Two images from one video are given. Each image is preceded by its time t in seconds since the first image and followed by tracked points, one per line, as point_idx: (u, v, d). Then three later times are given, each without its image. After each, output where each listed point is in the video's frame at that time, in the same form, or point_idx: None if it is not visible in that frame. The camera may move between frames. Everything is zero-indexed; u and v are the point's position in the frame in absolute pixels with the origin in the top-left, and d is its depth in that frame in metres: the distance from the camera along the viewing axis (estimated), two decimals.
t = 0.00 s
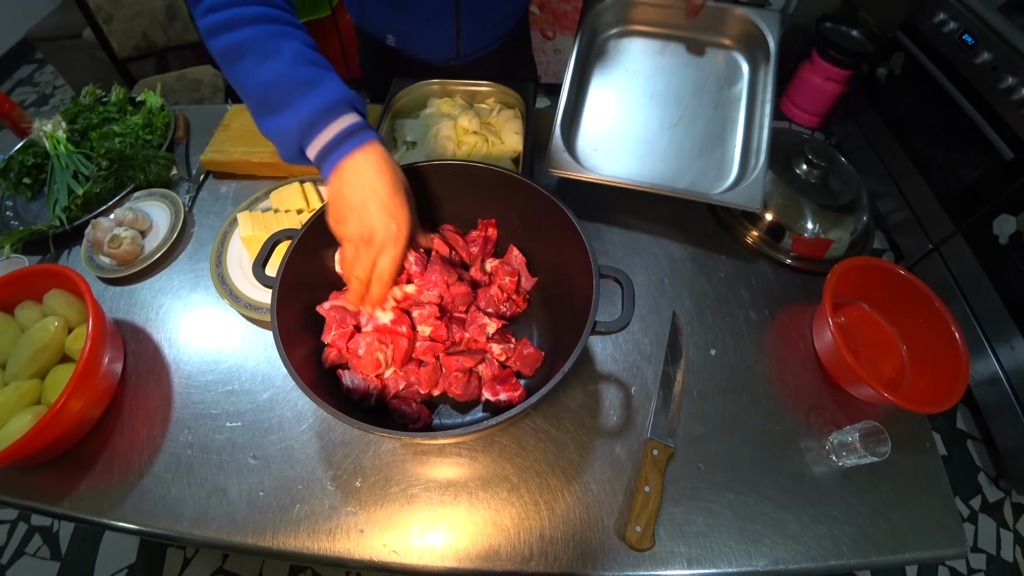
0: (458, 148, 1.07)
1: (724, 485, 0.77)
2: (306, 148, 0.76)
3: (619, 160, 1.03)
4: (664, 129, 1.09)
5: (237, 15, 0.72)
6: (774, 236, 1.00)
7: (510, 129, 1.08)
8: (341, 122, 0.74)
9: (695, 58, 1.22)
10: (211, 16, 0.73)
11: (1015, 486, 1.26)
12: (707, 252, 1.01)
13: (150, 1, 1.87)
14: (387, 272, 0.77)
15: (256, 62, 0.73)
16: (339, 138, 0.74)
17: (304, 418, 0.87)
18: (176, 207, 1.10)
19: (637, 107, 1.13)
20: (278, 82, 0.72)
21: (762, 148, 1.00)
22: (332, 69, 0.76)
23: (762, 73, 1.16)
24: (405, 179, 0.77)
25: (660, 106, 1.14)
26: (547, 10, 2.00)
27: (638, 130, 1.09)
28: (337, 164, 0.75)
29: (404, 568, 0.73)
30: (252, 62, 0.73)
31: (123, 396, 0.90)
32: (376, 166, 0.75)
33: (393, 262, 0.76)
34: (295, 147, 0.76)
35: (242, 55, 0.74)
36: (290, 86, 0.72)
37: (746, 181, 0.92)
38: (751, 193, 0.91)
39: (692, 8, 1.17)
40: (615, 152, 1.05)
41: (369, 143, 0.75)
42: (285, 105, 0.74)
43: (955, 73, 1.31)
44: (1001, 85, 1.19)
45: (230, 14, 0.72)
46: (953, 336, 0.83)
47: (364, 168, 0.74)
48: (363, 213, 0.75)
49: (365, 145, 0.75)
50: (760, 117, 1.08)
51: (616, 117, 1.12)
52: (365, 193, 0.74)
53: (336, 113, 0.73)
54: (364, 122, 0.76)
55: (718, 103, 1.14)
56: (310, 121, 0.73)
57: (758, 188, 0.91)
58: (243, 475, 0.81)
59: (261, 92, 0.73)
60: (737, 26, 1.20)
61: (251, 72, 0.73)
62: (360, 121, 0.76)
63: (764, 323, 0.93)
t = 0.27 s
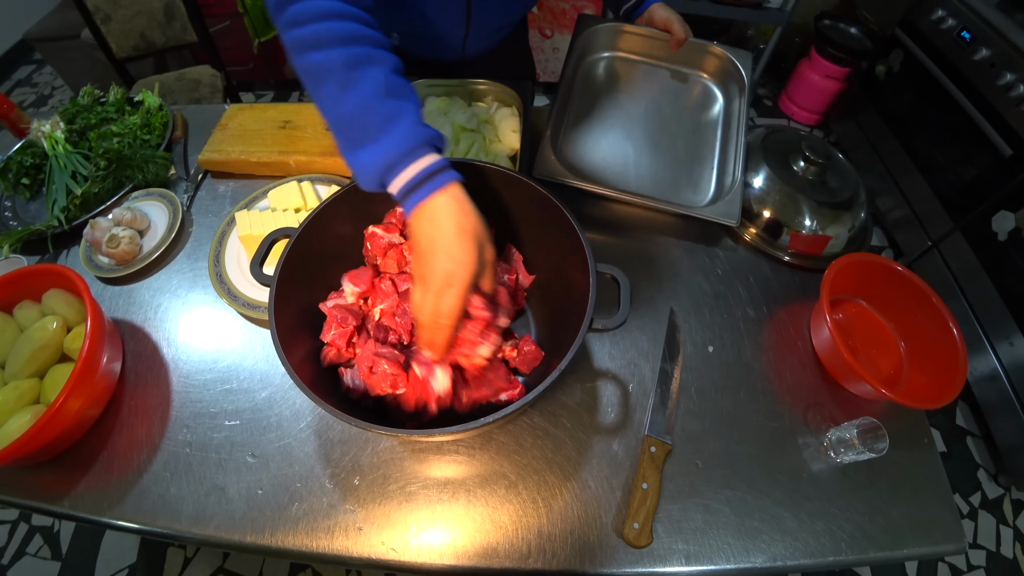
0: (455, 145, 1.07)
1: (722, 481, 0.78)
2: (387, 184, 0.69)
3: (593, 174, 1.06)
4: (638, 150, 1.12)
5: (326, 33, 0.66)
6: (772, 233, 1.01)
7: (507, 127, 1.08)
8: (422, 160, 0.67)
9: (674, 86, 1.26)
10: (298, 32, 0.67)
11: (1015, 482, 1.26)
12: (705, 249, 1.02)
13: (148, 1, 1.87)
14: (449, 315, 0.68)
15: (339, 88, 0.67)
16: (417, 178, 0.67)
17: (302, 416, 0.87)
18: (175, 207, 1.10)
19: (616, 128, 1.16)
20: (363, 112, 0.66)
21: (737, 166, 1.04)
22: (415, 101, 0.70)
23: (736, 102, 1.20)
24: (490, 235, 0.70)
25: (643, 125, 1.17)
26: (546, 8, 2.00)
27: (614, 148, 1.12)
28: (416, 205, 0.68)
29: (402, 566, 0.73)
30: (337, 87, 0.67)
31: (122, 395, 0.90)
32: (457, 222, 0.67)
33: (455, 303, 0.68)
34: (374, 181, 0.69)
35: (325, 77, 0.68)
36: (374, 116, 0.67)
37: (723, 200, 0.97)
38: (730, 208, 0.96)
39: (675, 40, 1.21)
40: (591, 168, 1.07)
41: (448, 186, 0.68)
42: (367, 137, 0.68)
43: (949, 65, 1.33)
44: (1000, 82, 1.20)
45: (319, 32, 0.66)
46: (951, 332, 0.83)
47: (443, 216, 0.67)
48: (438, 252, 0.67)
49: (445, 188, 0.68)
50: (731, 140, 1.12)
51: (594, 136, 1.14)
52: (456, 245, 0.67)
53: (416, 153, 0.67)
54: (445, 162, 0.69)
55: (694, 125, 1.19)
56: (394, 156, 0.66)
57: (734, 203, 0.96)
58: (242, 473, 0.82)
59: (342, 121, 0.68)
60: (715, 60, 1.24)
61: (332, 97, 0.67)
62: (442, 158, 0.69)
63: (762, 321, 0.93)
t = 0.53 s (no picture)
0: (454, 145, 1.07)
1: (721, 481, 0.78)
2: (370, 164, 0.69)
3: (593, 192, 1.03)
4: (637, 164, 1.09)
5: (312, 18, 0.67)
6: (772, 232, 1.01)
7: (506, 127, 1.08)
8: (404, 134, 0.67)
9: (673, 95, 1.22)
10: (284, 18, 0.67)
11: (1015, 481, 1.26)
12: (704, 248, 1.01)
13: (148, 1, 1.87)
14: (451, 297, 0.75)
15: (323, 68, 0.67)
16: (401, 153, 0.67)
17: (301, 416, 0.87)
18: (174, 207, 1.10)
19: (615, 143, 1.13)
20: (343, 91, 0.66)
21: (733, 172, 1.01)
22: (401, 82, 0.70)
23: (736, 110, 1.16)
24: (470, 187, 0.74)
25: (642, 134, 1.15)
26: (546, 8, 2.00)
27: (613, 163, 1.09)
28: (403, 183, 0.68)
29: (400, 565, 0.73)
30: (321, 69, 0.67)
31: (120, 395, 0.90)
32: (442, 183, 0.69)
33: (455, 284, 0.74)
34: (354, 160, 0.69)
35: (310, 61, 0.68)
36: (353, 95, 0.66)
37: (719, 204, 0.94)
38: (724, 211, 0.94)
39: (675, 48, 1.18)
40: (592, 181, 1.05)
41: (432, 160, 0.69)
42: (348, 116, 0.67)
43: (949, 65, 1.42)
44: (1000, 80, 1.27)
45: (306, 15, 0.67)
46: (949, 331, 0.84)
47: (428, 186, 0.69)
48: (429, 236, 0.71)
49: (431, 161, 0.69)
50: (730, 149, 1.09)
51: (594, 152, 1.11)
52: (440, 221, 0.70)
53: (399, 128, 0.66)
54: (429, 138, 0.69)
55: (693, 132, 1.16)
56: (375, 135, 0.66)
57: (731, 205, 0.93)
58: (240, 473, 0.82)
59: (324, 100, 0.67)
60: (713, 67, 1.20)
61: (317, 78, 0.67)
62: (423, 134, 0.68)
63: (761, 320, 0.93)
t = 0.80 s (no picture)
0: (451, 146, 1.07)
1: (719, 482, 0.77)
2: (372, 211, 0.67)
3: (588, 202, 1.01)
4: (632, 178, 1.08)
5: (329, 53, 0.64)
6: (771, 232, 1.01)
7: (504, 127, 1.08)
8: (403, 196, 0.65)
9: (663, 107, 1.21)
10: (301, 48, 0.65)
11: (1016, 480, 1.26)
12: (702, 249, 1.01)
13: (147, 3, 1.87)
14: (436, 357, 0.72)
15: (335, 107, 0.65)
16: (400, 213, 0.65)
17: (299, 418, 0.87)
18: (172, 209, 1.10)
19: (607, 157, 1.12)
20: (351, 141, 0.64)
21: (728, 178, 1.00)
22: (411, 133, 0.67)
23: (726, 119, 1.15)
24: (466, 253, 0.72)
25: (634, 145, 1.14)
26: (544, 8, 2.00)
27: (606, 178, 1.07)
28: (397, 242, 0.67)
29: (397, 569, 0.73)
30: (332, 110, 0.65)
31: (118, 397, 0.90)
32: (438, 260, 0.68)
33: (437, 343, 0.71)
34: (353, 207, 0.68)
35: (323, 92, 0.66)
36: (361, 148, 0.64)
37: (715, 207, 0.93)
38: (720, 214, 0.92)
39: (663, 63, 1.17)
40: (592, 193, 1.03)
41: (426, 225, 0.66)
42: (352, 164, 0.65)
43: (949, 65, 1.41)
44: (999, 79, 1.26)
45: (322, 50, 0.64)
46: (949, 331, 0.83)
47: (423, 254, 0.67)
48: (420, 297, 0.69)
49: (425, 226, 0.66)
50: (723, 157, 1.08)
51: (587, 167, 1.10)
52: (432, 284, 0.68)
53: (398, 188, 0.64)
54: (428, 202, 0.67)
55: (686, 140, 1.15)
56: (372, 191, 0.64)
57: (728, 207, 0.92)
58: (238, 476, 0.81)
59: (333, 141, 0.66)
60: (699, 79, 1.19)
61: (327, 116, 0.65)
62: (422, 196, 0.66)
63: (760, 320, 0.93)
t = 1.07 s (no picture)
0: (445, 152, 1.07)
1: (710, 492, 0.77)
2: (352, 185, 0.70)
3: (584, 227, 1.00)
4: (627, 202, 1.07)
5: (294, 32, 0.66)
6: (767, 239, 1.00)
7: (498, 132, 1.08)
8: (393, 159, 0.70)
9: (658, 127, 1.20)
10: (259, 24, 0.64)
11: (1014, 487, 1.25)
12: (696, 255, 1.01)
13: (145, 5, 1.88)
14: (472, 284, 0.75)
15: (309, 83, 0.66)
16: (394, 176, 0.70)
17: (289, 424, 0.87)
18: (165, 213, 1.10)
19: (602, 181, 1.11)
20: (339, 107, 0.66)
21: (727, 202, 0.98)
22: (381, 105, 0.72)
23: (722, 138, 1.14)
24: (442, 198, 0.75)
25: (629, 167, 1.13)
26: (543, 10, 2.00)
27: (601, 203, 1.06)
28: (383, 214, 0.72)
29: None
30: (310, 83, 0.66)
31: (110, 401, 0.90)
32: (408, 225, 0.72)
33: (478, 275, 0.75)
34: (337, 181, 0.69)
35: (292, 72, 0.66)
36: (349, 115, 0.66)
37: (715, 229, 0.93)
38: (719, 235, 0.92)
39: (657, 84, 1.16)
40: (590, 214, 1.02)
41: (421, 184, 0.72)
42: (333, 135, 0.67)
43: (949, 69, 1.40)
44: (998, 83, 1.26)
45: (289, 28, 0.65)
46: (944, 339, 0.82)
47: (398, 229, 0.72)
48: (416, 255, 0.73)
49: (417, 186, 0.72)
50: (719, 178, 1.07)
51: (581, 191, 1.08)
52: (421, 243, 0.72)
53: (388, 153, 0.69)
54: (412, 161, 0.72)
55: (682, 161, 1.14)
56: (366, 157, 0.67)
57: (726, 230, 0.92)
58: (227, 481, 0.81)
59: (313, 116, 0.66)
60: (695, 99, 1.17)
61: (303, 92, 0.66)
62: (409, 160, 0.72)
63: (754, 327, 0.93)
